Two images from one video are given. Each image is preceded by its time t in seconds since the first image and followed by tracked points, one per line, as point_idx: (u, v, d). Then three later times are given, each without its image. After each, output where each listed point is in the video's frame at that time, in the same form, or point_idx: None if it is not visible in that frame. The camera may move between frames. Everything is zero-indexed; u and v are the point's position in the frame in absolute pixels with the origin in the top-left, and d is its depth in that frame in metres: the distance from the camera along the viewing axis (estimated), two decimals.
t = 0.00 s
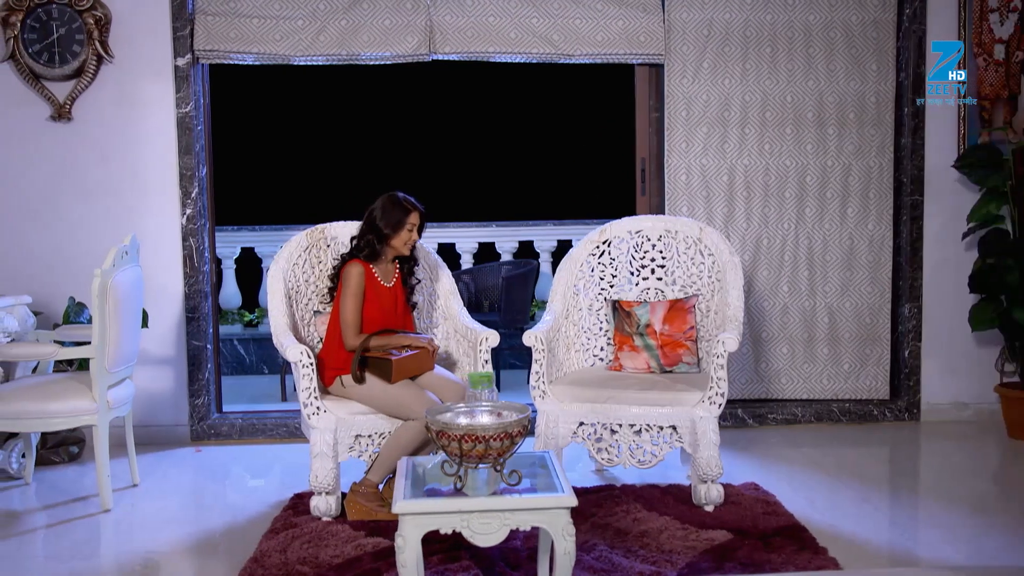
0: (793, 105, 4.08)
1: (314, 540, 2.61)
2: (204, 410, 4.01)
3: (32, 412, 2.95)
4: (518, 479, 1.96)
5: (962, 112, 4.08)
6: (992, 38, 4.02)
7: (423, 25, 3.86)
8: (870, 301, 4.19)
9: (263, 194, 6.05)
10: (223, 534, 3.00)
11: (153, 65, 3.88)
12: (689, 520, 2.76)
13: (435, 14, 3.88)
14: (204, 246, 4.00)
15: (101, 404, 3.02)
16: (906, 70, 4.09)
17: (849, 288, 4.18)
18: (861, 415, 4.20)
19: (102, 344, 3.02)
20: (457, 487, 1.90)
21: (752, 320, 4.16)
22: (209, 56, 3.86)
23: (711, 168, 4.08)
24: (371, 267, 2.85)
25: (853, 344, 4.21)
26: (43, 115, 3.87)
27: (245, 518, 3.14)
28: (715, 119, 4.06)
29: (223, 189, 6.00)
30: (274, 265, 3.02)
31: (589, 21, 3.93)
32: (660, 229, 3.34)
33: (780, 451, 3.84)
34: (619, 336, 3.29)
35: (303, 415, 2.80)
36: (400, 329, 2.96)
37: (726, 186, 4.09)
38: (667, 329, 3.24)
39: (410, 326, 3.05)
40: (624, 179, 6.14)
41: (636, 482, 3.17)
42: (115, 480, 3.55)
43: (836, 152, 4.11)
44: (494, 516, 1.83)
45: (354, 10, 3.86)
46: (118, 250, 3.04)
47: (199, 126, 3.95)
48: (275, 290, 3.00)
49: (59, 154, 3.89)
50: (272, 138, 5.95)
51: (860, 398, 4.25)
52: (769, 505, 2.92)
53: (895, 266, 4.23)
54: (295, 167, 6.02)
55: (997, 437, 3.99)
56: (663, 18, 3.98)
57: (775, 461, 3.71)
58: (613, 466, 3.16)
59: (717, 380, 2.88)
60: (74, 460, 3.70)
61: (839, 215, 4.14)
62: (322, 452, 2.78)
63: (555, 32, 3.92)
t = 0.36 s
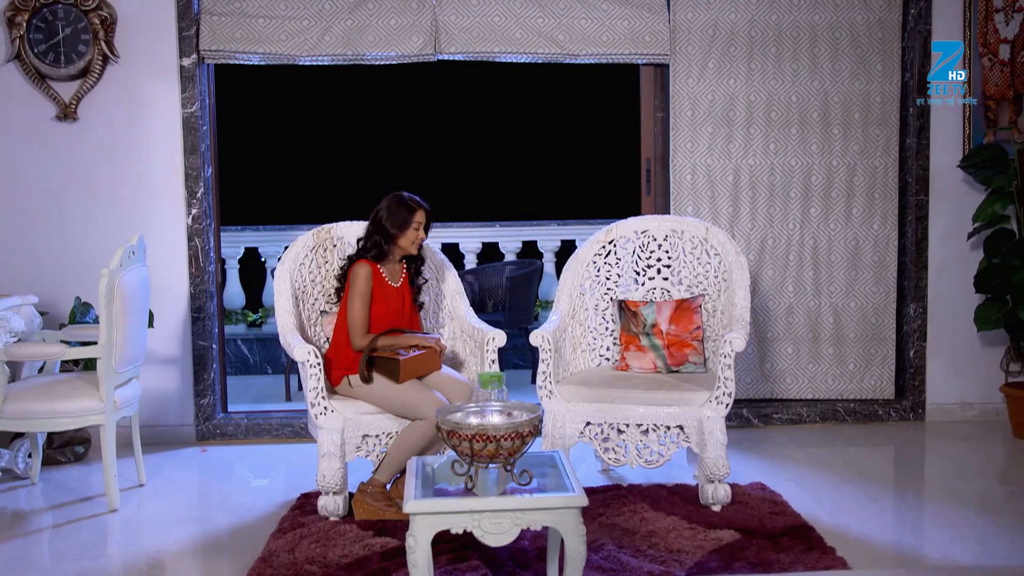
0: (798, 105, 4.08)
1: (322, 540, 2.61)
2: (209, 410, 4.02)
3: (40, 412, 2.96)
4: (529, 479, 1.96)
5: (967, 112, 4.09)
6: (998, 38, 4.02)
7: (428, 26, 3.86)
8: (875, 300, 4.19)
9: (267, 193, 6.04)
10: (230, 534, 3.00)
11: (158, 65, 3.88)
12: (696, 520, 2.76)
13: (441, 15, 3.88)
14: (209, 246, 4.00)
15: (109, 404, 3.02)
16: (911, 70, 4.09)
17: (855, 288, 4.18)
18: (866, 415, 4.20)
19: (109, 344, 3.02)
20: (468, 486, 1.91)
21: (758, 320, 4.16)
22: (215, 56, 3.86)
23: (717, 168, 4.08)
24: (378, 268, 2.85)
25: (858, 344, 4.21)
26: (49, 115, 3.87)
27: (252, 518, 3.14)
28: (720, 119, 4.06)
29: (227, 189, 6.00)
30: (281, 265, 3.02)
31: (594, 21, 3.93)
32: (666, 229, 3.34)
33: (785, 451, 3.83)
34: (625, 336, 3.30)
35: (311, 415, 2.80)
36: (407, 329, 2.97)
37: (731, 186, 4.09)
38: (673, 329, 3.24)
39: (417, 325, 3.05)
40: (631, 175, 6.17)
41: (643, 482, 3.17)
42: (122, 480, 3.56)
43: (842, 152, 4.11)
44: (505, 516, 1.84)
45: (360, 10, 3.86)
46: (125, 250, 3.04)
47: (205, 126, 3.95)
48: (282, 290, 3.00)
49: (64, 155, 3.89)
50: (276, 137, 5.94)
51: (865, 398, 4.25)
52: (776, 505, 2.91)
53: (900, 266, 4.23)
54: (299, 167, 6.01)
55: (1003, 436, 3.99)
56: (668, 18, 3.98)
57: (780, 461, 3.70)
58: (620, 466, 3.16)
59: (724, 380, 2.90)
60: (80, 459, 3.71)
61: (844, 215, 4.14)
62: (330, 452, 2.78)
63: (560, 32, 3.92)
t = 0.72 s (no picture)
0: (803, 105, 4.08)
1: (330, 540, 2.61)
2: (214, 410, 4.02)
3: (47, 412, 2.96)
4: (539, 479, 1.97)
5: (971, 112, 4.08)
6: (1002, 38, 4.02)
7: (433, 26, 3.86)
8: (880, 300, 4.19)
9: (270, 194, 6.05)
10: (237, 534, 3.01)
11: (164, 65, 3.88)
12: (704, 520, 2.76)
13: (446, 15, 3.88)
14: (214, 246, 4.00)
15: (115, 404, 3.02)
16: (916, 70, 4.09)
17: (859, 288, 4.18)
18: (871, 415, 4.20)
19: (116, 344, 3.02)
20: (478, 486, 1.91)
21: (762, 320, 4.16)
22: (221, 56, 3.86)
23: (721, 168, 4.08)
24: (385, 267, 2.85)
25: (863, 344, 4.21)
26: (54, 115, 3.87)
27: (258, 518, 3.14)
28: (725, 119, 4.06)
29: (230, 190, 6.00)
30: (287, 264, 3.02)
31: (600, 21, 3.93)
32: (671, 229, 3.34)
33: (790, 451, 3.83)
34: (631, 336, 3.29)
35: (318, 415, 2.81)
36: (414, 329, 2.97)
37: (736, 186, 4.09)
38: (679, 329, 3.24)
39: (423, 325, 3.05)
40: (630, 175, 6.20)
41: (649, 482, 3.17)
42: (128, 480, 3.56)
43: (847, 152, 4.11)
44: (515, 515, 1.84)
45: (365, 10, 3.86)
46: (132, 250, 3.04)
47: (210, 127, 3.95)
48: (289, 290, 3.01)
49: (70, 155, 3.89)
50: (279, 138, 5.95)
51: (870, 398, 4.25)
52: (783, 505, 2.91)
53: (904, 266, 4.23)
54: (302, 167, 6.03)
55: (1007, 436, 3.99)
56: (673, 19, 3.98)
57: (786, 461, 3.70)
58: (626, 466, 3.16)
59: (731, 379, 2.89)
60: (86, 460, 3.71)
61: (849, 215, 4.14)
62: (336, 452, 2.79)
63: (565, 32, 3.92)
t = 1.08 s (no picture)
0: (808, 105, 4.08)
1: (338, 540, 2.61)
2: (219, 410, 4.02)
3: (53, 412, 2.96)
4: (548, 478, 1.97)
5: (976, 112, 4.08)
6: (1007, 38, 4.03)
7: (438, 26, 3.86)
8: (884, 300, 4.19)
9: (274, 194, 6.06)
10: (243, 534, 3.01)
11: (168, 65, 3.89)
12: (711, 520, 2.76)
13: (450, 15, 3.88)
14: (219, 246, 4.00)
15: (122, 404, 3.02)
16: (921, 70, 4.09)
17: (864, 288, 4.18)
18: (876, 415, 4.20)
19: (122, 344, 3.03)
20: (487, 486, 1.91)
21: (767, 319, 4.16)
22: (226, 56, 3.86)
23: (726, 168, 4.08)
24: (392, 267, 2.85)
25: (867, 344, 4.21)
26: (59, 115, 3.88)
27: (264, 518, 3.14)
28: (730, 119, 4.06)
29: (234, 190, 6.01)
30: (293, 264, 3.03)
31: (605, 22, 3.93)
32: (677, 229, 3.34)
33: (795, 451, 3.83)
34: (637, 336, 3.29)
35: (325, 415, 2.81)
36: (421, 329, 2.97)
37: (741, 186, 4.09)
38: (685, 329, 3.24)
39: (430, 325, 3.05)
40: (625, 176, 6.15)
41: (655, 482, 3.17)
42: (134, 480, 3.56)
43: (851, 152, 4.11)
44: (525, 515, 1.85)
45: (370, 10, 3.86)
46: (138, 250, 3.04)
47: (215, 127, 3.95)
48: (295, 290, 3.01)
49: (75, 155, 3.90)
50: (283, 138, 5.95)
51: (875, 398, 4.25)
52: (790, 505, 2.91)
53: (909, 266, 4.22)
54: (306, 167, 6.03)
55: (1011, 436, 3.99)
56: (678, 19, 3.98)
57: (791, 461, 3.70)
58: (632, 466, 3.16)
59: (738, 379, 2.90)
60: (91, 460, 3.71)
61: (853, 215, 4.14)
62: (344, 452, 2.79)
63: (570, 32, 3.92)
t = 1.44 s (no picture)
0: (813, 105, 4.08)
1: (346, 540, 2.61)
2: (225, 410, 4.02)
3: (61, 412, 2.96)
4: (559, 478, 1.97)
5: (982, 112, 4.08)
6: (1012, 38, 4.03)
7: (444, 26, 3.87)
8: (890, 300, 4.19)
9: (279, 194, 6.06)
10: (250, 534, 3.01)
11: (174, 65, 3.89)
12: (718, 520, 2.76)
13: (456, 15, 3.88)
14: (224, 246, 4.00)
15: (130, 404, 3.03)
16: (926, 70, 4.09)
17: (870, 288, 4.18)
18: (881, 415, 4.20)
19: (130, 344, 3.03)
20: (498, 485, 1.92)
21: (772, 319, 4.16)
22: (232, 56, 3.86)
23: (731, 168, 4.08)
24: (400, 268, 2.85)
25: (872, 344, 4.21)
26: (65, 115, 3.88)
27: (271, 518, 3.14)
28: (736, 119, 4.06)
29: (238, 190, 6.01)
30: (300, 264, 3.03)
31: (611, 22, 3.93)
32: (683, 229, 3.34)
33: (801, 451, 3.83)
34: (643, 336, 3.29)
35: (333, 415, 2.81)
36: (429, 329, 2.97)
37: (747, 186, 4.09)
38: (692, 329, 3.24)
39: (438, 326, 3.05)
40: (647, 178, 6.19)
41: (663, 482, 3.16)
42: (141, 480, 3.56)
43: (857, 152, 4.11)
44: (537, 515, 1.85)
45: (376, 10, 3.87)
46: (146, 250, 3.05)
47: (221, 127, 3.96)
48: (302, 290, 3.01)
49: (81, 155, 3.90)
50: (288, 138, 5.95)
51: (880, 398, 4.25)
52: (797, 505, 2.91)
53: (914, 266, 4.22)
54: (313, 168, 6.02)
55: (1016, 436, 3.99)
56: (684, 19, 3.98)
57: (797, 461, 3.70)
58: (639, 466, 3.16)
59: (746, 379, 2.89)
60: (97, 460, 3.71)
61: (859, 215, 4.14)
62: (351, 452, 2.78)
63: (576, 32, 3.92)
